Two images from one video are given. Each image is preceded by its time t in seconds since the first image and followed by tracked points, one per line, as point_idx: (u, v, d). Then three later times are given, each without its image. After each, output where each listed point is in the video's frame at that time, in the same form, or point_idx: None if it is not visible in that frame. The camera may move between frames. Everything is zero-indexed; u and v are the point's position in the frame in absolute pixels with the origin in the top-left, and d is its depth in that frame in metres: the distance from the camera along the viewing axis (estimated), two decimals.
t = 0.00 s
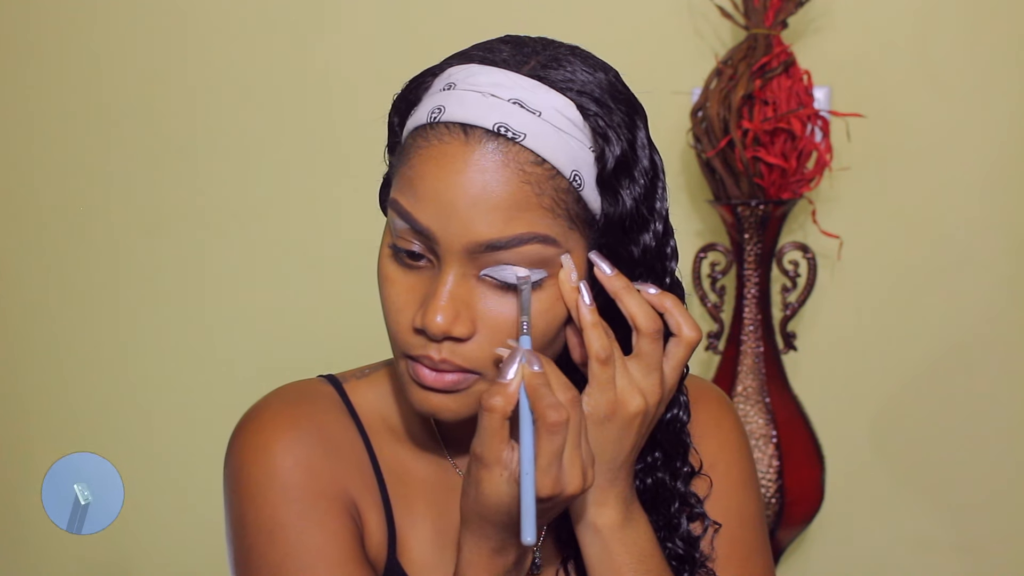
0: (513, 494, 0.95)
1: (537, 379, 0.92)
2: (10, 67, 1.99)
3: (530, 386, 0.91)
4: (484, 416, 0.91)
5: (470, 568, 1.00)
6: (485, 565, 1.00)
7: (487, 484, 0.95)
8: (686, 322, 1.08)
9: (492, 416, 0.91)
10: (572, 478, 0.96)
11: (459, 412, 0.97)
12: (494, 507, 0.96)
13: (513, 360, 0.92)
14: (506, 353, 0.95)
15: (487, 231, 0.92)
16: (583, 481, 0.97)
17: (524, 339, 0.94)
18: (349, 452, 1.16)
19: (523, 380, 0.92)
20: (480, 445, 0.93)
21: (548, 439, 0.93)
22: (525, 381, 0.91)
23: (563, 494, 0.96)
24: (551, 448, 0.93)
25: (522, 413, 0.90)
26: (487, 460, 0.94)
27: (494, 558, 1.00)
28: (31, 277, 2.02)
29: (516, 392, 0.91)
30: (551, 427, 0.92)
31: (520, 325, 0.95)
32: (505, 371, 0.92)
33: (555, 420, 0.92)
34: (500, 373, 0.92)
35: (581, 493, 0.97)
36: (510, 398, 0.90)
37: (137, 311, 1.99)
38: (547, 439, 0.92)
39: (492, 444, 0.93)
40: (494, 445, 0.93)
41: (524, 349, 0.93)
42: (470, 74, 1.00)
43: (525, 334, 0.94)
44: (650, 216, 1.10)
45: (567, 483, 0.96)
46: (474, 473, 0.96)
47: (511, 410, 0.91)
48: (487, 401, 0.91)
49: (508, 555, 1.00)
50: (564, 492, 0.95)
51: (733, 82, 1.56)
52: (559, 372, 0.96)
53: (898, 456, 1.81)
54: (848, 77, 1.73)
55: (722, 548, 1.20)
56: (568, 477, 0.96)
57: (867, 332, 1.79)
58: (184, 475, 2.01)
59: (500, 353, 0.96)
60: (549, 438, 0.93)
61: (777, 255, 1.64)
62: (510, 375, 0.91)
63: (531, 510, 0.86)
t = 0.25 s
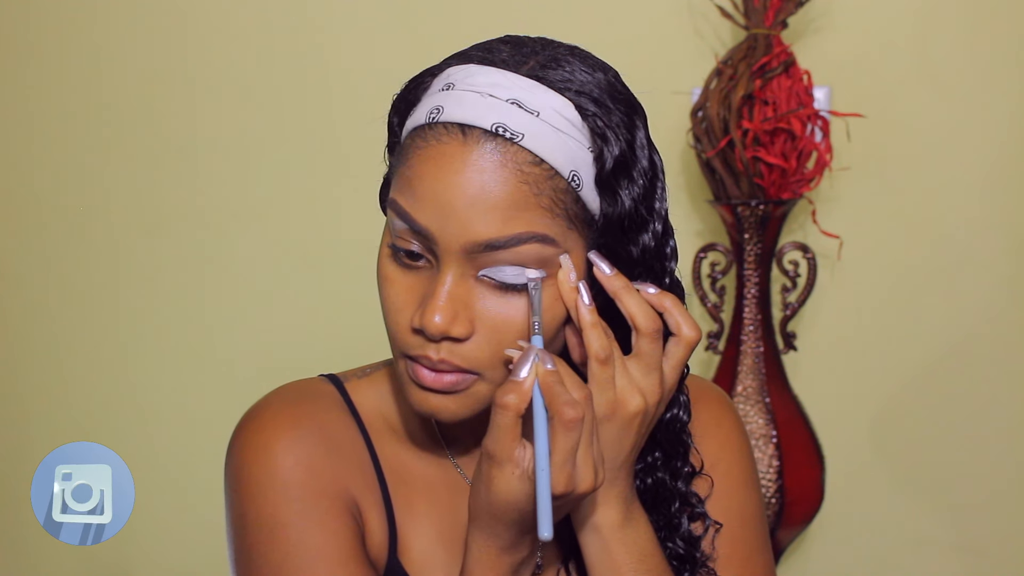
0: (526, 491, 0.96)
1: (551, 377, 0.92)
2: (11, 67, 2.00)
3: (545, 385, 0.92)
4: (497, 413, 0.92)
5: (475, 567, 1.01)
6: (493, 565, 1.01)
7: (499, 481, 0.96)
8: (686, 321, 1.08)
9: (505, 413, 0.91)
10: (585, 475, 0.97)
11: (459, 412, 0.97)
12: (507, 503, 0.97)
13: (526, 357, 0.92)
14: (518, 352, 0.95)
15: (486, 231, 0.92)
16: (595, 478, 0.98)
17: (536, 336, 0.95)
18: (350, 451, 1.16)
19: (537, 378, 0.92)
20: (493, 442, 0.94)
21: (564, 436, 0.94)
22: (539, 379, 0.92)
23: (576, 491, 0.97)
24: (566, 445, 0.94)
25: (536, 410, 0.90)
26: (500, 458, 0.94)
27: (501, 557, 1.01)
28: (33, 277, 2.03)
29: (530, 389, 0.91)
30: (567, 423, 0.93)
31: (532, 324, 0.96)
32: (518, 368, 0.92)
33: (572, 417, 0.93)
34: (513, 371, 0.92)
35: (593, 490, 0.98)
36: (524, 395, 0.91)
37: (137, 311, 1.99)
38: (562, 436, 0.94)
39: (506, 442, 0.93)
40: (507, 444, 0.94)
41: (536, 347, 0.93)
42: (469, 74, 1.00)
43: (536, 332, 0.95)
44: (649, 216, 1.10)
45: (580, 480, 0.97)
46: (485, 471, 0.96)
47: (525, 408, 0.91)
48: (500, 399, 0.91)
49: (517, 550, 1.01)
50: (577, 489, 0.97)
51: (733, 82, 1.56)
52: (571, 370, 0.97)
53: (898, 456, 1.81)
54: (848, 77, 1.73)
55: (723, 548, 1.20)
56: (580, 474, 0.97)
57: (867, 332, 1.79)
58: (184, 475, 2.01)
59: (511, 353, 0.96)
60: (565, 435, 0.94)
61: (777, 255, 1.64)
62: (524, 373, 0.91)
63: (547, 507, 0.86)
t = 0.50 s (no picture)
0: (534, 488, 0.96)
1: (565, 375, 0.92)
2: (12, 68, 2.00)
3: (558, 381, 0.92)
4: (510, 407, 0.92)
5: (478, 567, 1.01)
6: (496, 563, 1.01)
7: (507, 477, 0.96)
8: (686, 320, 1.08)
9: (518, 408, 0.91)
10: (593, 476, 0.97)
11: (459, 412, 0.97)
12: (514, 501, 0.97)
13: (541, 353, 0.93)
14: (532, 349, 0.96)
15: (485, 232, 0.92)
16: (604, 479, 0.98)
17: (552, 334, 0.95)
18: (350, 452, 1.16)
19: (552, 375, 0.92)
20: (504, 437, 0.94)
21: (574, 434, 0.94)
22: (553, 376, 0.92)
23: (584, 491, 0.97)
24: (577, 443, 0.94)
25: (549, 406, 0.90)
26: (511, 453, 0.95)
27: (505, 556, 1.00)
28: (34, 276, 2.03)
29: (543, 385, 0.91)
30: (579, 422, 0.93)
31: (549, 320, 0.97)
32: (533, 364, 0.92)
33: (584, 415, 0.93)
34: (528, 366, 0.92)
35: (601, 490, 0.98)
36: (538, 391, 0.91)
37: (137, 311, 1.99)
38: (573, 435, 0.94)
39: (517, 437, 0.94)
40: (517, 438, 0.94)
41: (552, 344, 0.94)
42: (468, 75, 1.00)
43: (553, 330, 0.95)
44: (649, 216, 1.10)
45: (589, 480, 0.97)
46: (494, 467, 0.96)
47: (537, 403, 0.91)
48: (513, 393, 0.91)
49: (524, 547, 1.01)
50: (585, 489, 0.97)
51: (733, 82, 1.56)
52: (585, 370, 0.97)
53: (898, 456, 1.81)
54: (848, 77, 1.73)
55: (724, 547, 1.20)
56: (589, 474, 0.97)
57: (867, 332, 1.79)
58: (183, 475, 2.01)
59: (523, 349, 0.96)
60: (576, 434, 0.93)
61: (777, 255, 1.64)
62: (538, 369, 0.92)
63: (555, 504, 0.86)
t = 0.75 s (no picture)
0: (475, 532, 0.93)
1: (504, 419, 0.90)
2: (11, 67, 2.00)
3: (498, 426, 0.90)
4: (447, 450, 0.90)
5: None
6: None
7: (451, 518, 0.94)
8: (689, 316, 1.09)
9: (453, 451, 0.89)
10: (541, 519, 0.96)
11: (462, 409, 0.96)
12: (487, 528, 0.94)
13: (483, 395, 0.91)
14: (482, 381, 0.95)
15: (491, 227, 0.92)
16: (552, 518, 0.97)
17: (495, 373, 0.92)
18: (349, 453, 1.16)
19: (491, 418, 0.90)
20: (442, 478, 0.92)
21: (513, 485, 0.93)
22: (491, 420, 0.90)
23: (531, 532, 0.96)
24: (516, 493, 0.93)
25: (487, 449, 0.88)
26: (454, 498, 0.92)
27: None
28: (33, 276, 2.03)
29: (481, 429, 0.89)
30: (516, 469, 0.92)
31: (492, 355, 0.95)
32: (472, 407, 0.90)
33: (521, 464, 0.92)
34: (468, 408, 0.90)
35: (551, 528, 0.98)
36: (474, 434, 0.89)
37: (137, 311, 1.99)
38: (512, 481, 0.93)
39: (455, 481, 0.91)
40: (459, 482, 0.91)
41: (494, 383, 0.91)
42: (473, 71, 1.00)
43: (495, 368, 0.92)
44: (653, 212, 1.10)
45: (535, 523, 0.96)
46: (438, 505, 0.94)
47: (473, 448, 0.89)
48: (450, 435, 0.89)
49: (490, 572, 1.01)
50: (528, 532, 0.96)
51: (733, 82, 1.57)
52: (531, 409, 0.94)
53: (898, 456, 1.81)
54: (848, 77, 1.73)
55: (727, 546, 1.20)
56: (535, 516, 0.96)
57: (867, 332, 1.79)
58: (183, 476, 2.01)
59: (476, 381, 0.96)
60: (515, 483, 0.93)
61: (778, 255, 1.64)
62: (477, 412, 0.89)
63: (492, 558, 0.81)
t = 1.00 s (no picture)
0: (510, 508, 0.95)
1: (537, 396, 0.91)
2: (11, 67, 2.00)
3: (532, 404, 0.91)
4: (479, 430, 0.91)
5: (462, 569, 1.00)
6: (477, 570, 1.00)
7: (482, 497, 0.95)
8: (684, 316, 1.07)
9: (487, 430, 0.90)
10: (572, 493, 0.96)
11: (458, 411, 0.97)
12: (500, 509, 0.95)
13: (512, 374, 0.91)
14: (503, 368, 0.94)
15: (487, 230, 0.92)
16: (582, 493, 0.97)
17: (521, 352, 0.92)
18: (348, 453, 1.16)
19: (524, 395, 0.91)
20: (474, 458, 0.93)
21: (551, 457, 0.93)
22: (525, 396, 0.91)
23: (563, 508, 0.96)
24: (554, 465, 0.94)
25: (521, 427, 0.89)
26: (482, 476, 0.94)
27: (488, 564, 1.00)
28: (34, 276, 2.03)
29: (514, 406, 0.90)
30: (555, 443, 0.92)
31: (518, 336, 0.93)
32: (502, 385, 0.90)
33: (560, 438, 0.92)
34: (498, 388, 0.90)
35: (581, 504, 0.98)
36: (508, 412, 0.89)
37: (137, 310, 1.99)
38: (551, 455, 0.93)
39: (488, 459, 0.93)
40: (490, 460, 0.93)
41: (522, 362, 0.92)
42: (470, 73, 1.00)
43: (521, 348, 0.92)
44: (650, 215, 1.10)
45: (567, 498, 0.96)
46: (468, 486, 0.95)
47: (508, 425, 0.90)
48: (484, 415, 0.90)
49: (504, 559, 1.00)
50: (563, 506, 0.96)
51: (733, 82, 1.56)
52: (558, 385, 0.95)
53: (898, 456, 1.81)
54: (848, 77, 1.73)
55: (724, 547, 1.20)
56: (567, 492, 0.96)
57: (867, 332, 1.79)
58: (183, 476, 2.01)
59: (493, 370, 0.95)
60: (553, 456, 0.93)
61: (777, 255, 1.64)
62: (509, 391, 0.90)
63: (537, 530, 0.85)
